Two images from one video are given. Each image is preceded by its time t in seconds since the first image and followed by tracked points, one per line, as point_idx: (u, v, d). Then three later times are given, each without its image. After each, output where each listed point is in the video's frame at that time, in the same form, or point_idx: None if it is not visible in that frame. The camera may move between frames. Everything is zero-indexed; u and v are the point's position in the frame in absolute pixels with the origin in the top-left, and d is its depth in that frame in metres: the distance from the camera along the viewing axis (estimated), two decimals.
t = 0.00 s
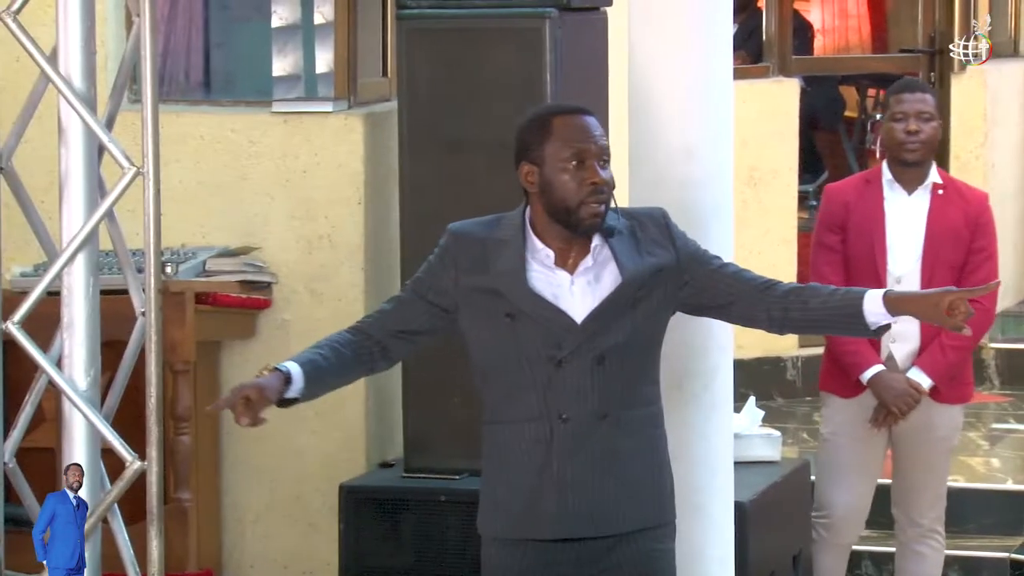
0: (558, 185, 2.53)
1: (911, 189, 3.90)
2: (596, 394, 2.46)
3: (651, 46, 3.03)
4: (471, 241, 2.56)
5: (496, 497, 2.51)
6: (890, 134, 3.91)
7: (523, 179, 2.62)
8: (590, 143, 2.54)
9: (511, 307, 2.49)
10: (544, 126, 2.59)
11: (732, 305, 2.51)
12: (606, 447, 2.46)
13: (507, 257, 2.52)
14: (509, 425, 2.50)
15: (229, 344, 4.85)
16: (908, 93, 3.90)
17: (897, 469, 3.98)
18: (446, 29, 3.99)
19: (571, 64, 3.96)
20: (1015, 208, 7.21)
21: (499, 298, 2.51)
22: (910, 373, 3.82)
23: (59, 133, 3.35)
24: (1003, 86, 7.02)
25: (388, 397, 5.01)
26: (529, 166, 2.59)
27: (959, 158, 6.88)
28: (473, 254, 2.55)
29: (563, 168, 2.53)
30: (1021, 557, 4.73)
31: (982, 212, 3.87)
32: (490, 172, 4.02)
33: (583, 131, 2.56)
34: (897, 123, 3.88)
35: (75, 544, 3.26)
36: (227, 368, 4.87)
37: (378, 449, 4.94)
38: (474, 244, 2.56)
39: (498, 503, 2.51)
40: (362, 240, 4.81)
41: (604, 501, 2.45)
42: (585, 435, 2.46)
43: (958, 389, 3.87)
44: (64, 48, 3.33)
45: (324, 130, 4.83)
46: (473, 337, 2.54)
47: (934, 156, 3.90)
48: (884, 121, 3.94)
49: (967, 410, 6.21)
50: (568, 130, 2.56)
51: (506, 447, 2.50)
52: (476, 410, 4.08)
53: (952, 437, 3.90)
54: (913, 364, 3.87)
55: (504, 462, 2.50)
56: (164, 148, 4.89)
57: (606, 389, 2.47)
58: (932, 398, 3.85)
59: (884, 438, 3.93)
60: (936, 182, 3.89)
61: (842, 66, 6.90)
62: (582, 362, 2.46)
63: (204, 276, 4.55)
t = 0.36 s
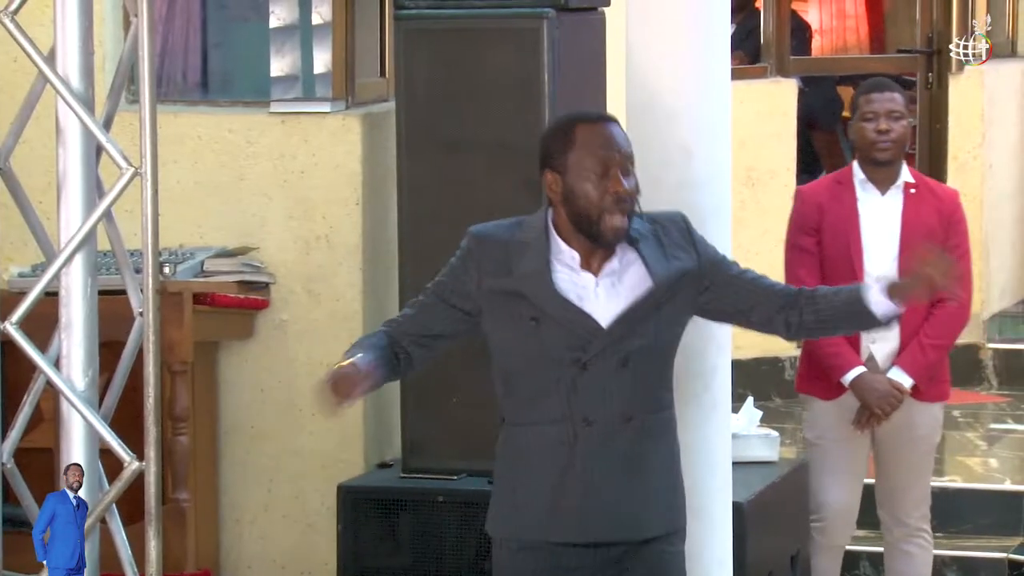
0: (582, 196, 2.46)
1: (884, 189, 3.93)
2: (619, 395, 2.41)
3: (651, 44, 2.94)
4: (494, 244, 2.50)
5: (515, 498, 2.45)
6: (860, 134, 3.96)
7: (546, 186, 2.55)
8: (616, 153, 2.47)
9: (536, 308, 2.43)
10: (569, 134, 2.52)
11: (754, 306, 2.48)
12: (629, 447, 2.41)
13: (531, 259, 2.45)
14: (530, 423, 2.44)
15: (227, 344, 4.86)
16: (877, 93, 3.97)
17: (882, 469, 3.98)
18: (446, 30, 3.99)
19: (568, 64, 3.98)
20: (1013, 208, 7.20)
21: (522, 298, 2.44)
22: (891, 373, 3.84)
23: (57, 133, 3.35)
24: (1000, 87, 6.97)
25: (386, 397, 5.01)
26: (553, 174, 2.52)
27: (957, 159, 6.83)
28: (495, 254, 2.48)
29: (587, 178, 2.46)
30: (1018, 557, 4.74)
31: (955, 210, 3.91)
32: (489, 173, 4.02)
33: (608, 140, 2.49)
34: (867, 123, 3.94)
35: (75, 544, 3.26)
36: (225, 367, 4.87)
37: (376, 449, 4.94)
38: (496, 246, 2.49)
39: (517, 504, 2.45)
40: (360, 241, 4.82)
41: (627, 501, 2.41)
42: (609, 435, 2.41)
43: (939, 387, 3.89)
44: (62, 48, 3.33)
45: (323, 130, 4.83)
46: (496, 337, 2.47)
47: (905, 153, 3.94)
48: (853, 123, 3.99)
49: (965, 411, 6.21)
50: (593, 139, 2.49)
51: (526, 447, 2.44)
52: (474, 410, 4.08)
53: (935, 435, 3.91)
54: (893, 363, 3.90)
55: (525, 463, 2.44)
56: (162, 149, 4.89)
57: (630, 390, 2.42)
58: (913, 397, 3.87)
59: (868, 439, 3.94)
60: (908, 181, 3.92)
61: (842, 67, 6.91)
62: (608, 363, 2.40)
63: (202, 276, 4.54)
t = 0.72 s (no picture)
0: (574, 231, 2.34)
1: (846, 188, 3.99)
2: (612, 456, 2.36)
3: (645, 48, 2.88)
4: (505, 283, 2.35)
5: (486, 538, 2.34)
6: (818, 133, 4.00)
7: (522, 220, 2.41)
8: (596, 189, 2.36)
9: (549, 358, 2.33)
10: (550, 168, 2.39)
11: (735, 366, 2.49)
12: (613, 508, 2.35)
13: (532, 294, 2.33)
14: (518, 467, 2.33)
15: (222, 345, 4.86)
16: (835, 92, 4.01)
17: (859, 473, 4.06)
18: (440, 31, 3.99)
19: (563, 66, 3.98)
20: (1007, 207, 7.19)
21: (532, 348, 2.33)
22: (862, 372, 3.90)
23: (52, 134, 3.35)
24: (995, 86, 6.92)
25: (381, 398, 5.01)
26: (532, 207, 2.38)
27: (952, 159, 6.80)
28: (512, 293, 2.34)
29: (578, 215, 2.35)
30: (1013, 558, 4.74)
31: (919, 204, 3.98)
32: (484, 175, 4.01)
33: (590, 178, 2.38)
34: (826, 123, 3.99)
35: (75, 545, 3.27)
36: (220, 369, 4.87)
37: (371, 450, 4.93)
38: (511, 284, 2.35)
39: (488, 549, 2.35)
40: (356, 241, 4.82)
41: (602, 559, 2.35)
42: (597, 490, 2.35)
43: (910, 383, 3.95)
44: (57, 49, 3.33)
45: (318, 131, 4.82)
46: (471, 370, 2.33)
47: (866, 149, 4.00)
48: (812, 123, 4.03)
49: (960, 411, 6.21)
50: (579, 176, 2.37)
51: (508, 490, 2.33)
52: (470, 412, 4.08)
53: (907, 433, 3.96)
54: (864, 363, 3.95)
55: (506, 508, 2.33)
56: (157, 149, 4.89)
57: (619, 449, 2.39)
58: (886, 394, 3.94)
59: (842, 441, 4.04)
60: (870, 178, 3.98)
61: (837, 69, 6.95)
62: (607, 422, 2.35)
63: (198, 277, 4.55)
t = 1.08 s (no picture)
0: (523, 193, 2.66)
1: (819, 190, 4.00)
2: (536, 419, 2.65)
3: (647, 47, 2.88)
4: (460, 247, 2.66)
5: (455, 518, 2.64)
6: (793, 137, 3.98)
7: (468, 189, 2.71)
8: (532, 154, 2.69)
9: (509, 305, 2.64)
10: (490, 139, 2.70)
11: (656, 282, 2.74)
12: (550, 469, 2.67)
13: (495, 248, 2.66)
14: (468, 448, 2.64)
15: (224, 346, 4.86)
16: (806, 95, 3.97)
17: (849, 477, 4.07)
18: (444, 31, 3.96)
19: (564, 65, 3.98)
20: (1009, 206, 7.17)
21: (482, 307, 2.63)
22: (848, 372, 3.91)
23: (54, 134, 3.35)
24: (999, 86, 6.94)
25: (383, 398, 5.00)
26: (479, 175, 2.69)
27: (955, 160, 6.83)
28: (469, 257, 2.64)
29: (523, 178, 2.67)
30: (1015, 558, 4.74)
31: (894, 202, 3.99)
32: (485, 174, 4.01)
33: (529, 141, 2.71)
34: (798, 126, 3.96)
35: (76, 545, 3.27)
36: (222, 369, 4.88)
37: (373, 450, 4.93)
38: (465, 248, 2.66)
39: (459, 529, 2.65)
40: (358, 242, 4.81)
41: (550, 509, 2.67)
42: (533, 452, 2.64)
43: (897, 378, 3.96)
44: (59, 49, 3.33)
45: (320, 131, 4.82)
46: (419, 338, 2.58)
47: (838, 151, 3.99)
48: (784, 127, 4.01)
49: (962, 411, 6.21)
50: (518, 144, 2.69)
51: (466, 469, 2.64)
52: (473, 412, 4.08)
53: (897, 429, 3.96)
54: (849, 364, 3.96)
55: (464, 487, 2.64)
56: (159, 150, 4.89)
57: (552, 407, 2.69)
58: (873, 392, 3.94)
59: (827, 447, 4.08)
60: (844, 178, 3.99)
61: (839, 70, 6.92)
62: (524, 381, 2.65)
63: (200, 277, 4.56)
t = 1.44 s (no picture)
0: (562, 204, 2.78)
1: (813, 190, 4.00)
2: (533, 437, 2.69)
3: (645, 48, 2.88)
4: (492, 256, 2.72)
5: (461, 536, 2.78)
6: (784, 138, 3.99)
7: (501, 197, 2.77)
8: (564, 166, 2.79)
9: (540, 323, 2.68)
10: (527, 150, 2.77)
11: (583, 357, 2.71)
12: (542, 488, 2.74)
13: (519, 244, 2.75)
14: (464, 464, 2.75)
15: (223, 346, 4.87)
16: (796, 96, 3.99)
17: (842, 478, 4.09)
18: (443, 32, 3.96)
19: (563, 66, 3.98)
20: (1008, 207, 7.17)
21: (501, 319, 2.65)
22: (849, 371, 3.92)
23: (52, 135, 3.35)
24: (997, 87, 6.95)
25: (382, 399, 5.00)
26: (520, 186, 2.76)
27: (953, 160, 6.84)
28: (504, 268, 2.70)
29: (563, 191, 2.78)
30: (1013, 558, 4.74)
31: (887, 200, 4.00)
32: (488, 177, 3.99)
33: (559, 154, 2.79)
34: (790, 128, 3.97)
35: (76, 544, 3.27)
36: (221, 369, 4.88)
37: (371, 451, 4.93)
38: (503, 260, 2.71)
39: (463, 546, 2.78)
40: (357, 242, 4.81)
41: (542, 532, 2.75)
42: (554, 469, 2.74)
43: (896, 376, 3.96)
44: (58, 50, 3.33)
45: (319, 132, 4.82)
46: (479, 347, 2.67)
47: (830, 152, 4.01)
48: (777, 128, 4.02)
49: (961, 412, 6.21)
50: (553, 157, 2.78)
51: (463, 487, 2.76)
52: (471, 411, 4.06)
53: (895, 429, 3.97)
54: (849, 363, 3.97)
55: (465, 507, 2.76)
56: (158, 150, 4.89)
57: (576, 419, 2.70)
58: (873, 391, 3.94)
59: (823, 446, 4.10)
60: (836, 177, 4.00)
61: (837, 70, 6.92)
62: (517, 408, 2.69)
63: (198, 277, 4.56)
